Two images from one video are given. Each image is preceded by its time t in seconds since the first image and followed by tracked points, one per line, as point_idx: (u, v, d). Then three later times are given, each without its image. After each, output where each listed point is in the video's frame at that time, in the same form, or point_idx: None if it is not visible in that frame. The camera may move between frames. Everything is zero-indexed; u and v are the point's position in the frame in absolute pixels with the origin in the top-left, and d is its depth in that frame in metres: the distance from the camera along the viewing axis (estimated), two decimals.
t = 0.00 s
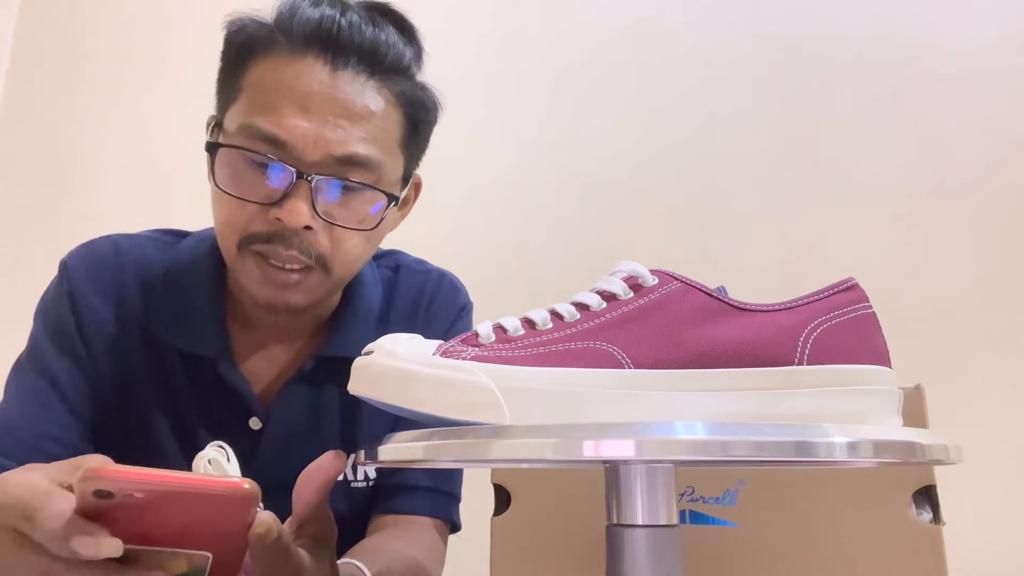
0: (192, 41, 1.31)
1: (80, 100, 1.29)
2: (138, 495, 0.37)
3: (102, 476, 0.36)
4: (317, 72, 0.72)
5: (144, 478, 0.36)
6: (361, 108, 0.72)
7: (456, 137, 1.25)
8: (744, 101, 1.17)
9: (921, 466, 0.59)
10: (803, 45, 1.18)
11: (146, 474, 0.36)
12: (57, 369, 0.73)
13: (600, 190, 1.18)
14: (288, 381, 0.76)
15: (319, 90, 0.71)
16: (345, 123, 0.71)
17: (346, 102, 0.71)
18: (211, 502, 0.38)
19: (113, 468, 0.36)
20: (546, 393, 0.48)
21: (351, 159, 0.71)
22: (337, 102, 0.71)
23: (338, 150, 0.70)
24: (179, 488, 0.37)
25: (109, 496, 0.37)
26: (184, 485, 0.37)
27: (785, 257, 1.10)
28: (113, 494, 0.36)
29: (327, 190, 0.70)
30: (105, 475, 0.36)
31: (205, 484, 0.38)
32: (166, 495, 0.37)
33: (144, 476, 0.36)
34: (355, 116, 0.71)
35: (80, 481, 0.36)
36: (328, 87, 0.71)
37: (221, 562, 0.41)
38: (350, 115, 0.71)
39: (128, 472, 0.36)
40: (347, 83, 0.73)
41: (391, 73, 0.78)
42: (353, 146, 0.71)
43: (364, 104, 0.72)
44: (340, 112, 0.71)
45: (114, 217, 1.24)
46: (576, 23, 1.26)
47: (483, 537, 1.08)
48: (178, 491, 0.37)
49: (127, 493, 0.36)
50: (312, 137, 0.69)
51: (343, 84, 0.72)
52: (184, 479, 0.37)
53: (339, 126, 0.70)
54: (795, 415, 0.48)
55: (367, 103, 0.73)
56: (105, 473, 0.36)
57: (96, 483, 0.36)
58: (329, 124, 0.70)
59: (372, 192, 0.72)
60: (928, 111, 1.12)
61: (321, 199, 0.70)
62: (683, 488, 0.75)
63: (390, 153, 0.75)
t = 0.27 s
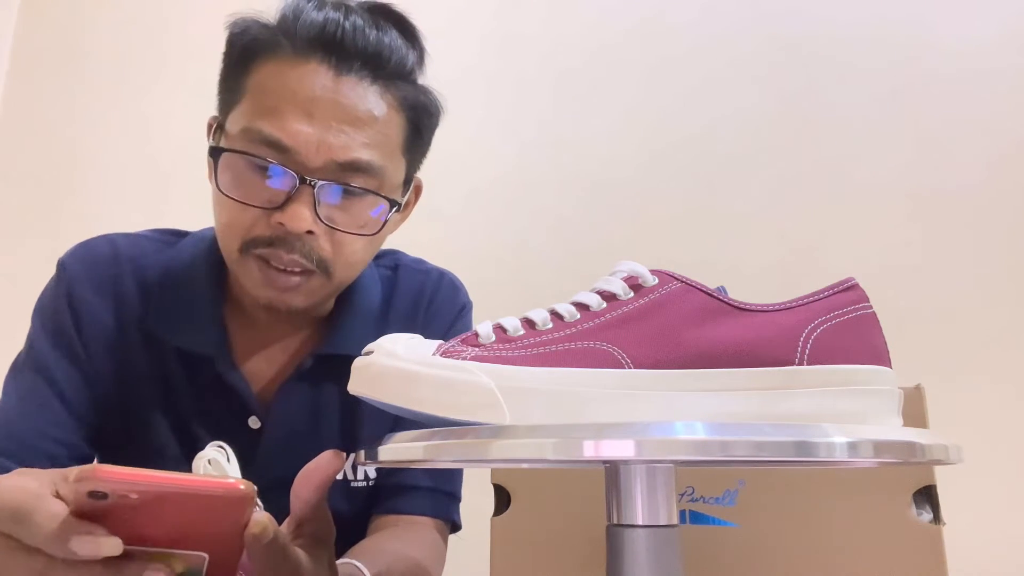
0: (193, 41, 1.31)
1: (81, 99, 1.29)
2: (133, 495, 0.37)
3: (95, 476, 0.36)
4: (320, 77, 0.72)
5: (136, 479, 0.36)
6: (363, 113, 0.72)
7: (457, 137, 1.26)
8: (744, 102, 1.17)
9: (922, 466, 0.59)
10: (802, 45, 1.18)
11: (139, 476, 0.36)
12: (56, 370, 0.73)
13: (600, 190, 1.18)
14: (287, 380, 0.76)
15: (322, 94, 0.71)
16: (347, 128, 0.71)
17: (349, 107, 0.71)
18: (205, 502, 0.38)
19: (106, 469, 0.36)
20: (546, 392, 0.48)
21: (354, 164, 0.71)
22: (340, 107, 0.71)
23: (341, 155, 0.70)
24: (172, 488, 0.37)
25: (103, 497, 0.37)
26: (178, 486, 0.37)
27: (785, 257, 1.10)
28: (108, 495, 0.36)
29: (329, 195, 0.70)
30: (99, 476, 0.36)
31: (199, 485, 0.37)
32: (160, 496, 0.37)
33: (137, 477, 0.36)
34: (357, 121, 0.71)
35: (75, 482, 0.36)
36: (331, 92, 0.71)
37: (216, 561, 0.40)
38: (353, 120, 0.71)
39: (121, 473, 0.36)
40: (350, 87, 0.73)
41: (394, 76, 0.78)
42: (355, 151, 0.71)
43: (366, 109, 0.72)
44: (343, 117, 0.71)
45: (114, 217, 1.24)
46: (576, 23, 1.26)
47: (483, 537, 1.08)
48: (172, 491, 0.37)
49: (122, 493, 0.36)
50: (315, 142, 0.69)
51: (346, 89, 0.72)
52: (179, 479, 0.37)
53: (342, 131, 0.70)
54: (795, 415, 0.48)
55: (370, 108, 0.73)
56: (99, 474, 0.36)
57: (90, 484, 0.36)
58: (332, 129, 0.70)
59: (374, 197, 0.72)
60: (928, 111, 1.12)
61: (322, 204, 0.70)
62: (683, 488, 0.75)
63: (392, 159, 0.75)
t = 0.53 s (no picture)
0: (194, 41, 1.31)
1: (81, 100, 1.29)
2: (134, 495, 0.37)
3: (96, 476, 0.36)
4: (320, 77, 0.72)
5: (138, 479, 0.36)
6: (363, 113, 0.72)
7: (457, 138, 1.26)
8: (745, 102, 1.17)
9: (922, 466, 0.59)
10: (803, 45, 1.18)
11: (142, 475, 0.36)
12: (54, 370, 0.73)
13: (600, 190, 1.18)
14: (287, 379, 0.76)
15: (322, 94, 0.71)
16: (347, 128, 0.71)
17: (349, 107, 0.71)
18: (207, 502, 0.38)
19: (109, 468, 0.36)
20: (546, 392, 0.48)
21: (353, 164, 0.71)
22: (340, 107, 0.71)
23: (341, 155, 0.70)
24: (174, 488, 0.37)
25: (104, 496, 0.37)
26: (180, 486, 0.37)
27: (785, 257, 1.10)
28: (110, 494, 0.37)
29: (329, 195, 0.70)
30: (101, 475, 0.36)
31: (200, 484, 0.37)
32: (161, 495, 0.37)
33: (139, 476, 0.36)
34: (357, 121, 0.71)
35: (76, 481, 0.36)
36: (331, 92, 0.71)
37: (216, 561, 0.40)
38: (353, 121, 0.71)
39: (123, 472, 0.36)
40: (350, 88, 0.73)
41: (394, 76, 0.78)
42: (355, 151, 0.71)
43: (366, 109, 0.72)
44: (342, 117, 0.71)
45: (114, 217, 1.24)
46: (577, 23, 1.26)
47: (483, 537, 1.08)
48: (174, 491, 0.37)
49: (123, 493, 0.36)
50: (314, 142, 0.69)
51: (346, 89, 0.72)
52: (181, 479, 0.37)
53: (342, 132, 0.70)
54: (795, 415, 0.49)
55: (370, 108, 0.73)
56: (99, 474, 0.36)
57: (91, 483, 0.36)
58: (331, 129, 0.70)
59: (374, 197, 0.72)
60: (928, 112, 1.12)
61: (321, 204, 0.70)
62: (683, 488, 0.75)
63: (392, 159, 0.75)
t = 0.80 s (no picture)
0: (194, 41, 1.31)
1: (81, 100, 1.29)
2: (132, 497, 0.37)
3: (94, 478, 0.36)
4: (319, 71, 0.72)
5: (136, 480, 0.36)
6: (362, 107, 0.72)
7: (457, 138, 1.26)
8: (745, 102, 1.17)
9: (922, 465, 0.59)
10: (803, 46, 1.18)
11: (139, 476, 0.36)
12: (54, 371, 0.73)
13: (600, 190, 1.18)
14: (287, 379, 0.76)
15: (321, 88, 0.71)
16: (346, 122, 0.71)
17: (348, 101, 0.71)
18: (205, 503, 0.38)
19: (107, 469, 0.36)
20: (546, 393, 0.48)
21: (353, 158, 0.71)
22: (339, 101, 0.71)
23: (340, 149, 0.70)
24: (171, 489, 0.37)
25: (102, 499, 0.37)
26: (177, 487, 0.37)
27: (785, 257, 1.10)
28: (108, 496, 0.37)
29: (328, 190, 0.70)
30: (99, 477, 0.36)
31: (197, 486, 0.38)
32: (158, 498, 0.37)
33: (136, 477, 0.36)
34: (356, 115, 0.71)
35: (74, 483, 0.37)
36: (330, 86, 0.71)
37: (215, 563, 0.40)
38: (352, 114, 0.71)
39: (121, 473, 0.36)
40: (349, 82, 0.73)
41: (393, 73, 0.78)
42: (354, 144, 0.71)
43: (365, 103, 0.72)
44: (342, 111, 0.71)
45: (114, 217, 1.24)
46: (576, 23, 1.26)
47: (483, 537, 1.08)
48: (172, 492, 0.37)
49: (121, 495, 0.37)
50: (314, 135, 0.69)
51: (345, 84, 0.72)
52: (179, 480, 0.37)
53: (341, 125, 0.70)
54: (795, 415, 0.49)
55: (369, 102, 0.73)
56: (96, 475, 0.36)
57: (91, 485, 0.36)
58: (331, 123, 0.70)
59: (373, 191, 0.72)
60: (928, 112, 1.12)
61: (321, 198, 0.70)
62: (683, 488, 0.75)
63: (392, 154, 0.75)
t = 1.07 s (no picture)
0: (193, 41, 1.31)
1: (81, 100, 1.29)
2: (135, 492, 0.37)
3: (98, 473, 0.35)
4: (319, 68, 0.72)
5: (140, 476, 0.36)
6: (362, 104, 0.72)
7: (457, 138, 1.26)
8: (745, 102, 1.17)
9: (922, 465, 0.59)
10: (803, 46, 1.18)
11: (144, 472, 0.36)
12: (54, 370, 0.73)
13: (600, 190, 1.18)
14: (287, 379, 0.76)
15: (321, 85, 0.71)
16: (347, 119, 0.71)
17: (348, 97, 0.71)
18: (207, 501, 0.38)
19: (111, 465, 0.36)
20: (546, 393, 0.48)
21: (353, 155, 0.71)
22: (339, 98, 0.71)
23: (340, 145, 0.70)
24: (174, 486, 0.37)
25: (106, 493, 0.37)
26: (181, 485, 0.37)
27: (785, 257, 1.10)
28: (111, 491, 0.36)
29: (329, 187, 0.70)
30: (102, 472, 0.35)
31: (201, 483, 0.37)
32: (162, 493, 0.37)
33: (141, 473, 0.36)
34: (357, 112, 0.71)
35: (77, 478, 0.36)
36: (330, 83, 0.71)
37: (216, 560, 0.40)
38: (353, 111, 0.71)
39: (125, 469, 0.36)
40: (349, 79, 0.73)
41: (392, 72, 0.78)
42: (355, 141, 0.71)
43: (365, 100, 0.72)
44: (342, 108, 0.71)
45: (114, 217, 1.24)
46: (576, 22, 1.26)
47: (483, 537, 1.08)
48: (175, 489, 0.37)
49: (124, 490, 0.36)
50: (314, 132, 0.69)
51: (345, 81, 0.72)
52: (183, 477, 0.37)
53: (341, 122, 0.70)
54: (794, 414, 0.49)
55: (369, 99, 0.73)
56: (101, 471, 0.35)
57: (94, 480, 0.36)
58: (331, 120, 0.70)
59: (373, 188, 0.73)
60: (928, 112, 1.12)
61: (321, 195, 0.70)
62: (683, 488, 0.75)
63: (392, 151, 0.75)
